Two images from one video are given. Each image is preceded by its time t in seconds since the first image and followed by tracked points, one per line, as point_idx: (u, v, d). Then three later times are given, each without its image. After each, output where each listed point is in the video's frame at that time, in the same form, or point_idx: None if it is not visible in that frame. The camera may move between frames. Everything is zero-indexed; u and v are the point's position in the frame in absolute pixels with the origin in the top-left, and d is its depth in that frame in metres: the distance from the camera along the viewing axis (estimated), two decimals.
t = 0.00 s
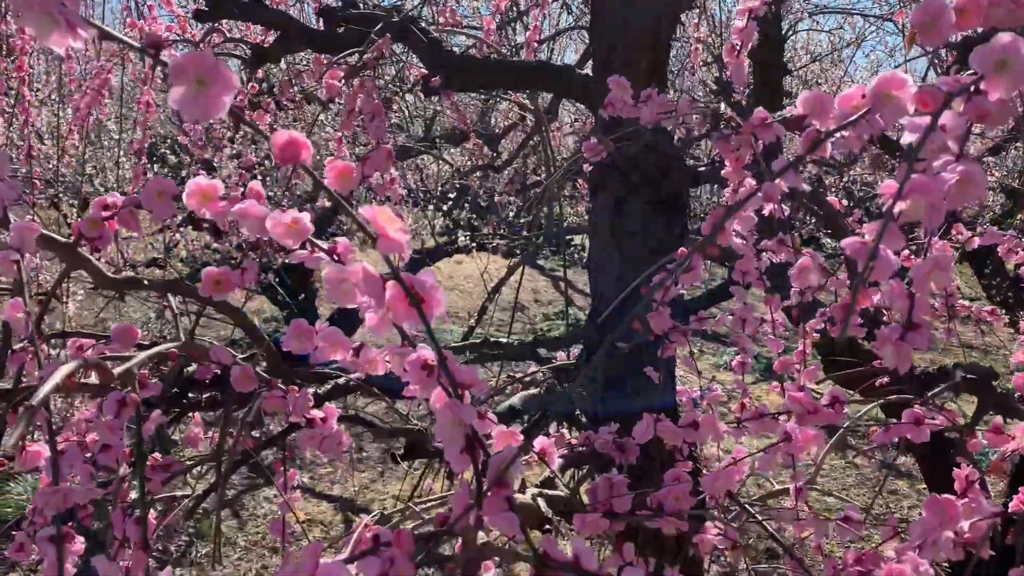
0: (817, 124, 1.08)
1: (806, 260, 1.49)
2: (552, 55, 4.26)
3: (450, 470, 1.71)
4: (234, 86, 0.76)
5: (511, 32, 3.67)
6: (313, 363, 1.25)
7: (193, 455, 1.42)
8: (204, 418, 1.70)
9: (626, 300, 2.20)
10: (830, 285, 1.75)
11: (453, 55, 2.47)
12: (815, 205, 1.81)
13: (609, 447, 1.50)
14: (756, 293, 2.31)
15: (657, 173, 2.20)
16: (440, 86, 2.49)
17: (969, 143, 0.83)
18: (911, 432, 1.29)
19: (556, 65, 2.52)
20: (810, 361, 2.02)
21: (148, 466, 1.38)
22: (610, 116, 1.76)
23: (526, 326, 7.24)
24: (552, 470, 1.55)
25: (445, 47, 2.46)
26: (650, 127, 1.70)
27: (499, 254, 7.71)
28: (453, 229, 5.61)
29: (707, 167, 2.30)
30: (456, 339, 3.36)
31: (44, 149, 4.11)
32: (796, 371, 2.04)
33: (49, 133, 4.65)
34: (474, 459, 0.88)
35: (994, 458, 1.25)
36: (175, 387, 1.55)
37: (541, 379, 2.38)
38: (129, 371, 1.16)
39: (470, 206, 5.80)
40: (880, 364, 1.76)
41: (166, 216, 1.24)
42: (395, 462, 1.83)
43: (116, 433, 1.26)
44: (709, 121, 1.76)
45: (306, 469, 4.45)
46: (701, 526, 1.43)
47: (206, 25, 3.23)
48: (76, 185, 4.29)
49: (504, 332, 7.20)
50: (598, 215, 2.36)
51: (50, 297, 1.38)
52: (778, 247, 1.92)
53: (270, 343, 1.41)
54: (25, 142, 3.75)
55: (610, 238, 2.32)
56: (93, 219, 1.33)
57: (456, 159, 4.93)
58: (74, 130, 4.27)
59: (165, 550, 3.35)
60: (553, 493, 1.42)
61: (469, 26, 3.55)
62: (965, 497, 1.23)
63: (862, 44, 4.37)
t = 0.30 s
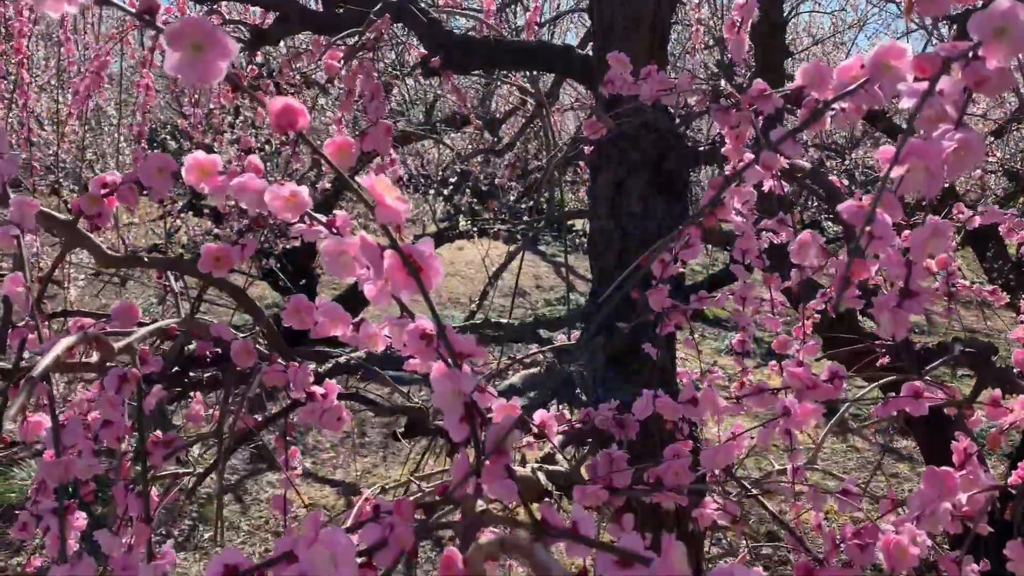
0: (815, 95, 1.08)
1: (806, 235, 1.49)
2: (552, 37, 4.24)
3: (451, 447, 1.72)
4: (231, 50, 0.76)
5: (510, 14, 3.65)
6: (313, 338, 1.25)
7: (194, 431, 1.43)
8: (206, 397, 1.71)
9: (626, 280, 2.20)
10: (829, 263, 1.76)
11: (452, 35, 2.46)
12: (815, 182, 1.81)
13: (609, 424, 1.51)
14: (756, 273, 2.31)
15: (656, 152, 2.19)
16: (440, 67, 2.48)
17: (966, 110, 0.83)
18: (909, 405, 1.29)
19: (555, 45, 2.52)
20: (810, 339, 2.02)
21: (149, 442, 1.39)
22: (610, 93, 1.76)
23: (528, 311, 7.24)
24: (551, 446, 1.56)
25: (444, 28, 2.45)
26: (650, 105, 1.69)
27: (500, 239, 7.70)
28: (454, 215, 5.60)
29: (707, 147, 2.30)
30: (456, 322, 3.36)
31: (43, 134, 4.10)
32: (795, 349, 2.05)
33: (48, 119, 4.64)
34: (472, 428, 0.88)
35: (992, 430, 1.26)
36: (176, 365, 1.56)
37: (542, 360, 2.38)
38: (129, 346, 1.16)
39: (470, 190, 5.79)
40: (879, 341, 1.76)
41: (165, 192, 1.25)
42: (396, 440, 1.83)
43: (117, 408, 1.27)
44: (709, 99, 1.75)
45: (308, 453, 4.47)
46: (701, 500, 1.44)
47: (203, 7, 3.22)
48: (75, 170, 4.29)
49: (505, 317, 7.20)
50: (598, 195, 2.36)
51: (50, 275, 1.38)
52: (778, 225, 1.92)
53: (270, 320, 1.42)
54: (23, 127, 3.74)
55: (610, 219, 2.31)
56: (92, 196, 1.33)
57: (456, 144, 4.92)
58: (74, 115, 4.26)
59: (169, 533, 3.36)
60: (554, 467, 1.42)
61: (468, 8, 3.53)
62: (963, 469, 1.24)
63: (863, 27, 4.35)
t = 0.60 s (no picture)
0: (816, 61, 1.08)
1: (807, 208, 1.48)
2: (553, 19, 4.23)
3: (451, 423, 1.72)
4: (225, 9, 0.75)
5: None
6: (312, 311, 1.24)
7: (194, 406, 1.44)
8: (206, 375, 1.71)
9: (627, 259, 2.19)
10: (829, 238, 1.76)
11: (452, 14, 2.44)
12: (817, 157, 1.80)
13: (610, 399, 1.51)
14: (757, 252, 2.31)
15: (656, 130, 2.19)
16: (439, 47, 2.47)
17: (969, 69, 0.83)
18: (910, 375, 1.29)
19: (556, 24, 2.52)
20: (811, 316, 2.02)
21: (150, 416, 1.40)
22: (611, 68, 1.75)
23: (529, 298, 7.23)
24: (552, 421, 1.56)
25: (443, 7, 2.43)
26: (650, 80, 1.68)
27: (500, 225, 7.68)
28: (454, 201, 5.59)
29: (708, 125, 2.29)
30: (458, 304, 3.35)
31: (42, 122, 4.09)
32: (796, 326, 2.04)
33: (46, 105, 4.63)
34: (471, 394, 0.88)
35: (994, 400, 1.26)
36: (176, 342, 1.56)
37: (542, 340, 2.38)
38: (128, 319, 1.16)
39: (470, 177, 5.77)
40: (880, 315, 1.76)
41: (163, 164, 1.24)
42: (398, 418, 1.84)
43: (116, 383, 1.26)
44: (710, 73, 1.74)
45: (309, 439, 4.47)
46: (703, 473, 1.44)
47: None
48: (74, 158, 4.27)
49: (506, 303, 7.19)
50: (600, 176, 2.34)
51: (50, 250, 1.38)
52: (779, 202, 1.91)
53: (269, 295, 1.41)
54: (21, 114, 3.73)
55: (612, 198, 2.29)
56: (90, 171, 1.33)
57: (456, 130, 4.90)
58: (72, 103, 4.24)
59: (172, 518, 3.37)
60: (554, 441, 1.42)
61: None
62: (964, 438, 1.23)
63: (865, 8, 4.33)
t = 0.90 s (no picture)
0: (808, 27, 1.07)
1: (803, 184, 1.47)
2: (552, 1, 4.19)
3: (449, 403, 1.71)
4: None
5: None
6: (307, 287, 1.24)
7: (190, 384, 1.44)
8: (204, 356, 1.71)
9: (626, 240, 2.18)
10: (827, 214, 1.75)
11: None
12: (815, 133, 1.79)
13: (607, 376, 1.51)
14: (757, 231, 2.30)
15: (654, 109, 2.18)
16: (436, 28, 2.46)
17: (963, 31, 0.82)
18: (907, 348, 1.28)
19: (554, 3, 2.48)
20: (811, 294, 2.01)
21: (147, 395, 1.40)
22: (605, 44, 1.74)
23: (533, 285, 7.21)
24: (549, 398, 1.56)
25: None
26: (645, 55, 1.67)
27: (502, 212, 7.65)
28: (456, 187, 5.57)
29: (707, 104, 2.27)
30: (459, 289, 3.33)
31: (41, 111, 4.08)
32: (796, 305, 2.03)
33: (45, 94, 4.62)
34: (463, 365, 0.88)
35: (992, 373, 1.25)
36: (172, 322, 1.56)
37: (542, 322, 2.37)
38: (121, 295, 1.16)
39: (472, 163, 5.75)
40: (880, 292, 1.75)
41: (156, 141, 1.24)
42: (396, 397, 1.84)
43: (111, 361, 1.27)
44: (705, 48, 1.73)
45: (312, 426, 4.48)
46: (700, 450, 1.44)
47: None
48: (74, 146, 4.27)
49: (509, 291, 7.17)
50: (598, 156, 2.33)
51: (45, 229, 1.38)
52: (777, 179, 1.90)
53: (264, 273, 1.40)
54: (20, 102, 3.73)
55: (610, 179, 2.28)
56: (84, 150, 1.33)
57: (456, 115, 4.87)
58: (71, 91, 4.24)
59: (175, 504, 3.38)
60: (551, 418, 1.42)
61: None
62: (961, 412, 1.22)
63: None
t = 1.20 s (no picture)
0: None
1: (808, 156, 1.46)
2: None
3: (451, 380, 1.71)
4: None
5: None
6: (308, 261, 1.24)
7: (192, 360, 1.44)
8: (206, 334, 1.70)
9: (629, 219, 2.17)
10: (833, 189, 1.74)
11: None
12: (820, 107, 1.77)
13: (610, 352, 1.51)
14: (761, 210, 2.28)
15: (657, 86, 2.16)
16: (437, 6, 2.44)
17: None
18: (913, 321, 1.29)
19: None
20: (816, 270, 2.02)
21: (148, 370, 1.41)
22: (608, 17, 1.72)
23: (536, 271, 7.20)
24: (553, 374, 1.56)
25: None
26: (648, 28, 1.65)
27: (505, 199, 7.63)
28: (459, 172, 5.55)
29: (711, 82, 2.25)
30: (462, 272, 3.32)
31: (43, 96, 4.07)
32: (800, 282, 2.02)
33: (46, 79, 4.60)
34: (465, 332, 0.87)
35: (998, 344, 1.24)
36: (174, 299, 1.55)
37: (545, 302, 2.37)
38: (122, 268, 1.15)
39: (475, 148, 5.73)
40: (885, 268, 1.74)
41: (156, 113, 1.23)
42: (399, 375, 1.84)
43: (114, 336, 1.26)
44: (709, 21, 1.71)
45: (317, 411, 4.49)
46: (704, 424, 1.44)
47: None
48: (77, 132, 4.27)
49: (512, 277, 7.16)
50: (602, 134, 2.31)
51: (45, 205, 1.37)
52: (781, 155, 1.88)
53: (265, 249, 1.40)
54: (21, 87, 3.72)
55: (613, 157, 2.26)
56: (84, 125, 1.32)
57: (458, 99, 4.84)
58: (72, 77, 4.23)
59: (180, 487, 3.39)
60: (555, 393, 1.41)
61: None
62: (966, 383, 1.22)
63: None
